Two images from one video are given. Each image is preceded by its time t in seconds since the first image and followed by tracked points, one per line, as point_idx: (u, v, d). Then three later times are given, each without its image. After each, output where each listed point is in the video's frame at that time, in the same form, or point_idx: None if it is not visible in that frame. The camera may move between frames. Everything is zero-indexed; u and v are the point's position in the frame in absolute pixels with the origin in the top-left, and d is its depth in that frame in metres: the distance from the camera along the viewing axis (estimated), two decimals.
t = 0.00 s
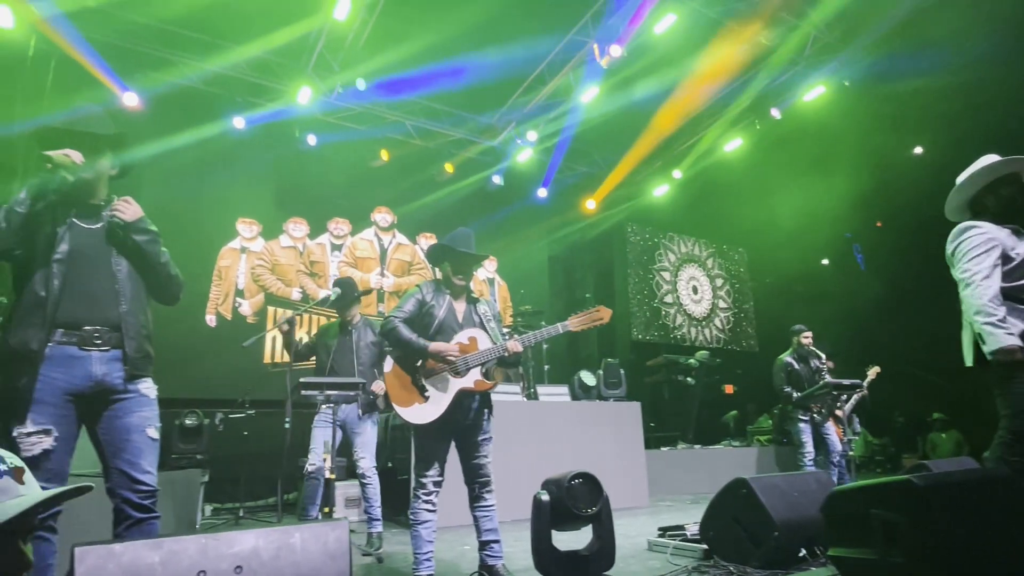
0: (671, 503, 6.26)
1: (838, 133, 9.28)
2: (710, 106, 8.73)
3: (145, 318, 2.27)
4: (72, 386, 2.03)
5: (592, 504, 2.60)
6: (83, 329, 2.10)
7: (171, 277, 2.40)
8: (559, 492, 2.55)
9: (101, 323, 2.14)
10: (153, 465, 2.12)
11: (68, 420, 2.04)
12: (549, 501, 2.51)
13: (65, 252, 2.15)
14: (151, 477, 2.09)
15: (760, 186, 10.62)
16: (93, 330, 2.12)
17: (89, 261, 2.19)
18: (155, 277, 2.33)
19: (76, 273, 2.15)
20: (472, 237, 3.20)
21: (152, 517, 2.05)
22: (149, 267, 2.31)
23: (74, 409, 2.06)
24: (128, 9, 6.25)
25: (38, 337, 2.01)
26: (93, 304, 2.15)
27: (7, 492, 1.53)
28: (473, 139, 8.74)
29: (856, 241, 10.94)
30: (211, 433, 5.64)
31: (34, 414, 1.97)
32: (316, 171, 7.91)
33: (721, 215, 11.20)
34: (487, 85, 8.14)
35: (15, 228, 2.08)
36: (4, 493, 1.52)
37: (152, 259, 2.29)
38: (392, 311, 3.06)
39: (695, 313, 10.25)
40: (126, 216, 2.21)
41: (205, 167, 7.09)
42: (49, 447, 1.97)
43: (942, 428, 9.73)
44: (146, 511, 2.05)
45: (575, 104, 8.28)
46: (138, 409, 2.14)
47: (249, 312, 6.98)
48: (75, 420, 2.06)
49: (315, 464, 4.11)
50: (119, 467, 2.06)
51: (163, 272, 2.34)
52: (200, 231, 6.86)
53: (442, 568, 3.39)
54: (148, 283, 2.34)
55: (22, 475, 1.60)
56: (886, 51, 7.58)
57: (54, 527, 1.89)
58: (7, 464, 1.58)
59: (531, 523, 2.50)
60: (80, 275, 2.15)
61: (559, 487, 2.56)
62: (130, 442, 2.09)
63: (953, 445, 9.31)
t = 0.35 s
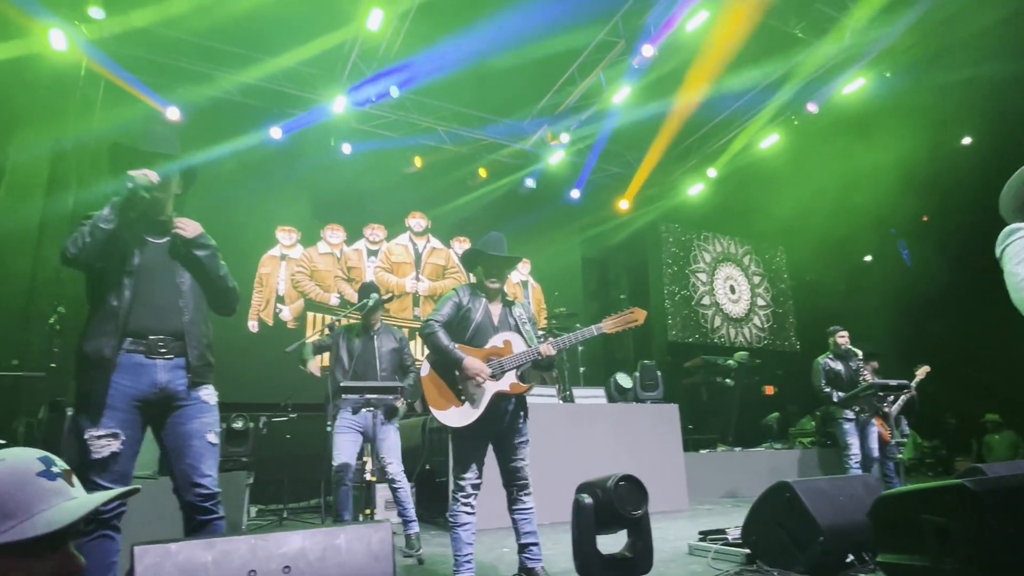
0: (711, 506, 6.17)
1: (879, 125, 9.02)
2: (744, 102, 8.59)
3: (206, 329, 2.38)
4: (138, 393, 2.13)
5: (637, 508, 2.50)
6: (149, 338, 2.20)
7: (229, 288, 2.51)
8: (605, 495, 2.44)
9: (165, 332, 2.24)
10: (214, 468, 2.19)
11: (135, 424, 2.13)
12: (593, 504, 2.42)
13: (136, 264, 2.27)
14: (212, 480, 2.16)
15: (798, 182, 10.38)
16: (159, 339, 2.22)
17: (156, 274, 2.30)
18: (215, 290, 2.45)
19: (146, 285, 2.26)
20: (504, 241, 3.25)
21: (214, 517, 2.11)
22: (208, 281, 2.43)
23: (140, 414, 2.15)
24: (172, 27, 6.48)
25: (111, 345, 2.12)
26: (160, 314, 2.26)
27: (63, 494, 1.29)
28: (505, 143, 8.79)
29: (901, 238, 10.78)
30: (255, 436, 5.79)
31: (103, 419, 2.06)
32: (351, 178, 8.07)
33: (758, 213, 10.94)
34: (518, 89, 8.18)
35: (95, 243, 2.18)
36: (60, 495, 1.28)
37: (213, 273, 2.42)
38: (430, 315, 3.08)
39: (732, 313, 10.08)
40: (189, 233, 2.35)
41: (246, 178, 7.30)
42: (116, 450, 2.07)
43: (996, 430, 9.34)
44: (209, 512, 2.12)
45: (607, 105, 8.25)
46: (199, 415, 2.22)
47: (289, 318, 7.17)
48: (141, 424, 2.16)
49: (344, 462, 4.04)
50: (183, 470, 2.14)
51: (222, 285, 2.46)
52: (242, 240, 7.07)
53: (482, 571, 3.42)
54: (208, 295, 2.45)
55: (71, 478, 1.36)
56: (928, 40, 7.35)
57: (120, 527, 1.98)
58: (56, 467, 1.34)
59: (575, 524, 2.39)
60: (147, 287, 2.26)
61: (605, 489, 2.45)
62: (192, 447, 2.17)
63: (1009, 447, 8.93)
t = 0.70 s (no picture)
0: (750, 511, 6.07)
1: (921, 118, 8.74)
2: (779, 96, 8.43)
3: (273, 341, 2.46)
4: (207, 401, 2.22)
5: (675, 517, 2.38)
6: (219, 348, 2.30)
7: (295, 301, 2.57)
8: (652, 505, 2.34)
9: (234, 343, 2.34)
10: (267, 478, 2.26)
11: (203, 432, 2.22)
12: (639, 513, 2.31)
13: (210, 280, 2.39)
14: (264, 489, 2.22)
15: (836, 178, 10.12)
16: (228, 350, 2.31)
17: (229, 289, 2.41)
18: (281, 304, 2.51)
19: (220, 301, 2.36)
20: (534, 247, 3.29)
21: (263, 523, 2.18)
22: (277, 296, 2.50)
23: (208, 422, 2.24)
24: (211, 42, 6.67)
25: (188, 354, 2.24)
26: (230, 326, 2.36)
27: (99, 512, 1.31)
28: (535, 145, 8.79)
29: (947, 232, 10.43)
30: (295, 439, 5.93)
31: (173, 424, 2.16)
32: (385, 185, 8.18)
33: (795, 210, 10.70)
34: (548, 91, 8.19)
35: (177, 265, 2.32)
36: (96, 513, 1.31)
37: (280, 288, 2.49)
38: (463, 320, 3.11)
39: (769, 312, 9.89)
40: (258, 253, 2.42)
41: (283, 187, 7.48)
42: (183, 455, 2.15)
43: None
44: (259, 519, 2.19)
45: (638, 105, 8.18)
46: (260, 425, 2.30)
47: (326, 322, 7.30)
48: (207, 432, 2.24)
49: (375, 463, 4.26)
50: (238, 478, 2.21)
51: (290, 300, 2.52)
52: (279, 247, 7.25)
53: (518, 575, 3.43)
54: (276, 310, 2.52)
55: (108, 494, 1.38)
56: (972, 28, 7.10)
57: (181, 531, 2.08)
58: (94, 484, 1.37)
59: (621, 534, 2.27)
60: (220, 302, 2.36)
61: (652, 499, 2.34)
62: (249, 456, 2.24)
63: None
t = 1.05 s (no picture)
0: (780, 523, 5.93)
1: (950, 118, 8.55)
2: (802, 101, 8.33)
3: (321, 359, 2.54)
4: (261, 418, 2.27)
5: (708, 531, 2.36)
6: (275, 366, 2.36)
7: (342, 320, 2.67)
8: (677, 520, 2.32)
9: (289, 361, 2.40)
10: (307, 492, 2.30)
11: (254, 448, 2.25)
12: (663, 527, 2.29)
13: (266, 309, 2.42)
14: (303, 503, 2.26)
15: (863, 182, 9.96)
16: (281, 367, 2.37)
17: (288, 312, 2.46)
18: (330, 323, 2.62)
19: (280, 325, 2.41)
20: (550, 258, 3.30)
21: (299, 536, 2.19)
22: (326, 314, 2.60)
23: (260, 438, 2.28)
24: (237, 58, 6.81)
25: (245, 374, 2.29)
26: (283, 347, 2.41)
27: (103, 546, 1.14)
28: (556, 154, 8.80)
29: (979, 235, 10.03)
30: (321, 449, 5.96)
31: (227, 439, 2.19)
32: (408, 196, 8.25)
33: (820, 215, 10.55)
34: (567, 100, 8.21)
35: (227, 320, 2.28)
36: (99, 548, 1.14)
37: (330, 306, 2.59)
38: (481, 333, 3.13)
39: (796, 319, 9.74)
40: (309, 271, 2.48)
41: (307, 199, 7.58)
42: (234, 471, 2.18)
43: None
44: (296, 530, 2.21)
45: (659, 111, 8.15)
46: (307, 441, 2.35)
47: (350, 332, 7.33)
48: (258, 448, 2.27)
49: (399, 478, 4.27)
50: (280, 490, 2.26)
51: (338, 319, 2.63)
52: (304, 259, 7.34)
53: None
54: (324, 329, 2.63)
55: (120, 526, 1.21)
56: (1002, 26, 6.94)
57: (224, 546, 2.11)
58: (103, 514, 1.20)
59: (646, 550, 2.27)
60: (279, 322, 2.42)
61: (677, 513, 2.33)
62: (293, 470, 2.28)
63: None
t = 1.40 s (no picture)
0: (799, 526, 5.86)
1: (969, 114, 8.44)
2: (817, 99, 8.26)
3: (348, 364, 2.53)
4: (287, 422, 2.28)
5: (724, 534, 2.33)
6: (300, 371, 2.36)
7: (368, 320, 2.66)
8: (688, 520, 2.30)
9: (313, 366, 2.40)
10: (331, 493, 2.32)
11: (280, 451, 2.26)
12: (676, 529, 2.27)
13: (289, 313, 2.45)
14: (327, 505, 2.28)
15: (881, 181, 9.85)
16: (307, 372, 2.37)
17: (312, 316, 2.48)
18: (356, 323, 2.62)
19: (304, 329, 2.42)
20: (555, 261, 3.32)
21: (322, 538, 2.22)
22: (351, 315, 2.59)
23: (286, 442, 2.30)
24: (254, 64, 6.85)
25: (262, 381, 2.30)
26: (308, 352, 2.41)
27: (122, 552, 1.16)
28: (569, 155, 8.80)
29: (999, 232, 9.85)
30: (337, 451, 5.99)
31: (254, 442, 2.22)
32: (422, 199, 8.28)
33: (837, 214, 10.44)
34: (580, 101, 8.20)
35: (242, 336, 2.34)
36: (118, 554, 1.16)
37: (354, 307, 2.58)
38: (487, 337, 3.13)
39: (813, 320, 9.65)
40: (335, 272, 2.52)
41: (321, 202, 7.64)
42: (261, 474, 2.20)
43: None
44: (319, 531, 2.23)
45: (673, 111, 8.13)
46: (331, 443, 2.37)
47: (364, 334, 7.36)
48: (285, 451, 2.29)
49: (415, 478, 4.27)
50: (304, 492, 2.28)
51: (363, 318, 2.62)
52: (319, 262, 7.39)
53: None
54: (351, 330, 2.62)
55: (138, 531, 1.23)
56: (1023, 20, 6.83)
57: (250, 548, 2.13)
58: (121, 520, 1.21)
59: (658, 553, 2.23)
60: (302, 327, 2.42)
61: (687, 514, 2.31)
62: (318, 473, 2.31)
63: None
